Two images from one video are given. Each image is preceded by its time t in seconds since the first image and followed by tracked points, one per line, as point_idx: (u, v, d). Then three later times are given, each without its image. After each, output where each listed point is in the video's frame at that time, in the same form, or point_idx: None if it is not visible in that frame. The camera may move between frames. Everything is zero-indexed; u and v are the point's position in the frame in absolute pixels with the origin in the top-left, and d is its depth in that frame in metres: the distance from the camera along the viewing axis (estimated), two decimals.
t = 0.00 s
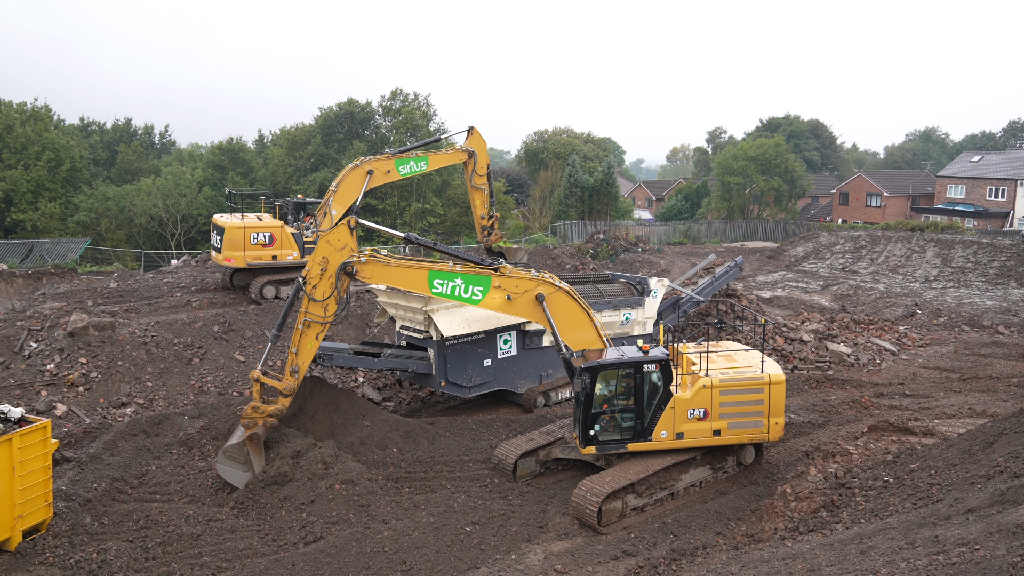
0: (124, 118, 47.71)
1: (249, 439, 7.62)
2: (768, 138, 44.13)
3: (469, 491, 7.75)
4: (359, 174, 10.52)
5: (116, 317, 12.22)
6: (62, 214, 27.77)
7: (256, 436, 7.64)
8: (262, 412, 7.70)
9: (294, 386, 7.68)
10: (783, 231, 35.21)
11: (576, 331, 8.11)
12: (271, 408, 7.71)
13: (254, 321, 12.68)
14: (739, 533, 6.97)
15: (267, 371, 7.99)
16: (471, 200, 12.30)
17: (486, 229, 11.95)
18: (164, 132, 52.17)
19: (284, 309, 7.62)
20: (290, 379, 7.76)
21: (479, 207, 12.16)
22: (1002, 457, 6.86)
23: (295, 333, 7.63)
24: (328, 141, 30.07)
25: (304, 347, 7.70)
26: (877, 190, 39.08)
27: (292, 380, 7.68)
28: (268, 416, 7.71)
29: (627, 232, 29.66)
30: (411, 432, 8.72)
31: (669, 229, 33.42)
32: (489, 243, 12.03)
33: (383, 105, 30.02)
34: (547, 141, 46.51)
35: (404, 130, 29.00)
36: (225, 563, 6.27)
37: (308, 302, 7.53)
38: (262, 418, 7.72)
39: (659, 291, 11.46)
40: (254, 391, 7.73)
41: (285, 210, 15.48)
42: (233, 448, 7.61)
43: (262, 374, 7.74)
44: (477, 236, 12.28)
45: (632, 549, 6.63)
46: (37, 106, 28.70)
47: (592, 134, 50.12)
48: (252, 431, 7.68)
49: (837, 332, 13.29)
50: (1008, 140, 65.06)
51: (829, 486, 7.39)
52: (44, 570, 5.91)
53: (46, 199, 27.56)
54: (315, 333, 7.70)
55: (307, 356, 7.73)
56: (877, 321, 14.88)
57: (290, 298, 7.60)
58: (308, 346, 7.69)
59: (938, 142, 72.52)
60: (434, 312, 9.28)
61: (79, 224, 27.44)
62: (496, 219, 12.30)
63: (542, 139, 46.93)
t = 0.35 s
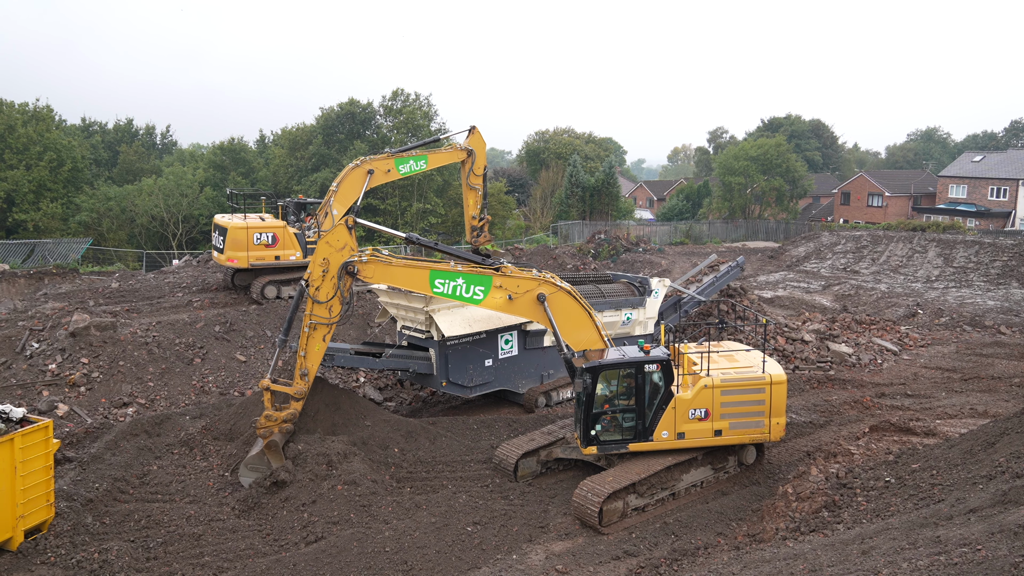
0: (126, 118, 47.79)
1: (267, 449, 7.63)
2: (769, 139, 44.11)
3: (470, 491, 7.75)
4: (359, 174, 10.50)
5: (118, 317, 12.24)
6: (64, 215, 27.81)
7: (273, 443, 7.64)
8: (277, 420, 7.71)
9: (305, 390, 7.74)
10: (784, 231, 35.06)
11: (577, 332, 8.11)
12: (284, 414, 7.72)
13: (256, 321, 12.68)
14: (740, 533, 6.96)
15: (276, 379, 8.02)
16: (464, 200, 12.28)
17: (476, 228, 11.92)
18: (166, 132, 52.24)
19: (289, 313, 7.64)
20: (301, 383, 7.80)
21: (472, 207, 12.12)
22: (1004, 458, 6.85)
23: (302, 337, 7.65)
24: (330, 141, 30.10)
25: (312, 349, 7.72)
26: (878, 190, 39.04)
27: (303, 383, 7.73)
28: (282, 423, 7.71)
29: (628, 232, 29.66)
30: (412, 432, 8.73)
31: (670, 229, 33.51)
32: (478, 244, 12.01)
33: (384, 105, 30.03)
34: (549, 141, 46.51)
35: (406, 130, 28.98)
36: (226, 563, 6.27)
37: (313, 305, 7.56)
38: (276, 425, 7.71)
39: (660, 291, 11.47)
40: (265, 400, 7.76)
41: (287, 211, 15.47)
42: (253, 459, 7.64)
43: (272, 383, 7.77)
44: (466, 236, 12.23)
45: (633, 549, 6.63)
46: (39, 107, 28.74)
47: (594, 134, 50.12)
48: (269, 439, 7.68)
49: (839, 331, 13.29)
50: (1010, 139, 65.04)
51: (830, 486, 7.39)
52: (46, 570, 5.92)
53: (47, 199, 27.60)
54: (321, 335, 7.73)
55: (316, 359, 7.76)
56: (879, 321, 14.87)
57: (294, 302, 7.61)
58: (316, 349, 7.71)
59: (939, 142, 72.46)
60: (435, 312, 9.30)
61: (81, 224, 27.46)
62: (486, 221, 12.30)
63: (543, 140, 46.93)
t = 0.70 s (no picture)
0: (126, 118, 47.83)
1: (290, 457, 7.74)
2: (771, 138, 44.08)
3: (471, 491, 7.75)
4: (359, 174, 10.49)
5: (119, 317, 12.25)
6: (65, 215, 27.83)
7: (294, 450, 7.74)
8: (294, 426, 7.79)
9: (317, 393, 7.79)
10: (785, 232, 34.91)
11: (578, 331, 8.10)
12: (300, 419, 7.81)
13: (257, 322, 12.68)
14: (741, 533, 6.96)
15: (287, 387, 8.08)
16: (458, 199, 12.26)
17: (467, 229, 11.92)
18: (167, 132, 52.27)
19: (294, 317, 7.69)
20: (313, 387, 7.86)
21: (466, 207, 12.11)
22: (1005, 457, 6.85)
23: (309, 341, 7.68)
24: (330, 141, 30.11)
25: (321, 352, 7.74)
26: (879, 190, 39.01)
27: (315, 387, 7.79)
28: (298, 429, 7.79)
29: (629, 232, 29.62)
30: (413, 433, 8.74)
31: (671, 228, 33.48)
32: (469, 245, 12.03)
33: (385, 105, 30.03)
34: (549, 141, 46.46)
35: (406, 130, 28.93)
36: (227, 563, 6.28)
37: (316, 307, 7.59)
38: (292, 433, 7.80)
39: (661, 291, 11.46)
40: (279, 410, 7.83)
41: (288, 209, 15.45)
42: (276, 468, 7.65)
43: (282, 391, 7.84)
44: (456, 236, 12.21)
45: (634, 549, 6.62)
46: (40, 107, 28.76)
47: (594, 134, 50.08)
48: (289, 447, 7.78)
49: (840, 331, 13.28)
50: (1010, 139, 64.97)
51: (831, 486, 7.38)
52: (47, 570, 5.92)
53: (48, 200, 27.61)
54: (329, 337, 7.76)
55: (325, 362, 7.79)
56: (879, 321, 14.84)
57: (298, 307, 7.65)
58: (324, 351, 7.73)
59: (940, 141, 72.35)
60: (436, 312, 9.30)
61: (81, 224, 27.47)
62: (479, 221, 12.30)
63: (544, 139, 46.90)
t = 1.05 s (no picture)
0: (127, 118, 47.86)
1: (309, 463, 7.77)
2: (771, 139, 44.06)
3: (471, 491, 7.75)
4: (360, 174, 10.52)
5: (120, 317, 12.25)
6: (66, 215, 27.82)
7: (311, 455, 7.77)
8: (310, 429, 7.82)
9: (327, 394, 7.78)
10: (786, 231, 34.91)
11: (578, 331, 8.10)
12: (312, 422, 7.83)
13: (257, 322, 12.68)
14: (742, 533, 6.96)
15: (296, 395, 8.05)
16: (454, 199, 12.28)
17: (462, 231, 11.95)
18: (167, 132, 52.30)
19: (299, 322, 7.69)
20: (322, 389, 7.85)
21: (462, 209, 12.14)
22: (1006, 457, 6.84)
23: (315, 344, 7.67)
24: (331, 141, 30.11)
25: (328, 355, 7.74)
26: (880, 190, 38.99)
27: (324, 389, 7.79)
28: (313, 432, 7.82)
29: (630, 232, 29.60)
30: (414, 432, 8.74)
31: (672, 228, 33.46)
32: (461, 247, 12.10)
33: (386, 105, 30.07)
34: (550, 141, 46.42)
35: (407, 130, 28.86)
36: (228, 563, 6.28)
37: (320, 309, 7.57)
38: (306, 440, 7.82)
39: (662, 291, 11.46)
40: (291, 418, 7.81)
41: (291, 209, 15.45)
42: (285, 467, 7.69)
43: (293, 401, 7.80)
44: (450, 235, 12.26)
45: (635, 549, 6.62)
46: (41, 107, 28.78)
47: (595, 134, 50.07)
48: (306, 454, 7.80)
49: (840, 331, 13.27)
50: (1011, 139, 64.98)
51: (832, 486, 7.37)
52: (48, 570, 5.92)
53: (49, 200, 27.63)
54: (335, 339, 7.76)
55: (333, 363, 7.79)
56: (880, 321, 14.83)
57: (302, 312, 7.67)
58: (331, 354, 7.72)
59: (941, 141, 72.29)
60: (437, 312, 9.30)
61: (82, 224, 27.47)
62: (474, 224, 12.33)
63: (544, 139, 46.90)
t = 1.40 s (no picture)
0: (127, 118, 47.85)
1: (318, 464, 7.79)
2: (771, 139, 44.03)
3: (472, 491, 7.75)
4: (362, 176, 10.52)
5: (120, 317, 12.26)
6: (66, 215, 27.81)
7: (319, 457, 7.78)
8: (315, 431, 7.85)
9: (328, 395, 7.76)
10: (786, 231, 34.92)
11: (579, 332, 8.10)
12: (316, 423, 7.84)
13: (258, 321, 12.67)
14: (742, 533, 6.95)
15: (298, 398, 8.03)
16: (453, 202, 12.30)
17: (458, 235, 11.97)
18: (168, 131, 52.27)
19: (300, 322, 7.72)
20: (323, 391, 7.83)
21: (459, 213, 12.13)
22: (1006, 457, 6.84)
23: (316, 345, 7.67)
24: (331, 141, 30.11)
25: (328, 355, 7.75)
26: (881, 189, 38.97)
27: (325, 390, 7.77)
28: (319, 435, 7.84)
29: (630, 232, 29.58)
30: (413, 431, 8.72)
31: (672, 228, 33.44)
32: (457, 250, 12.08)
33: (386, 105, 30.10)
34: (550, 140, 46.36)
35: (407, 130, 28.79)
36: (228, 563, 6.28)
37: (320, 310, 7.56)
38: (313, 443, 7.85)
39: (662, 291, 11.46)
40: (295, 423, 7.79)
41: (291, 208, 15.45)
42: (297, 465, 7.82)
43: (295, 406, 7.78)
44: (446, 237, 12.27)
45: (635, 549, 6.62)
46: (42, 107, 28.81)
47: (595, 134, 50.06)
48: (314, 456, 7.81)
49: (841, 331, 13.25)
50: (1012, 139, 64.98)
51: (832, 485, 7.37)
52: (48, 570, 5.92)
53: (49, 200, 27.62)
54: (335, 339, 7.76)
55: (333, 364, 7.78)
56: (881, 321, 14.83)
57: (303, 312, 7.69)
58: (331, 354, 7.73)
59: (941, 141, 72.29)
60: (437, 312, 9.31)
61: (83, 224, 27.44)
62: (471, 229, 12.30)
63: (544, 139, 46.89)
